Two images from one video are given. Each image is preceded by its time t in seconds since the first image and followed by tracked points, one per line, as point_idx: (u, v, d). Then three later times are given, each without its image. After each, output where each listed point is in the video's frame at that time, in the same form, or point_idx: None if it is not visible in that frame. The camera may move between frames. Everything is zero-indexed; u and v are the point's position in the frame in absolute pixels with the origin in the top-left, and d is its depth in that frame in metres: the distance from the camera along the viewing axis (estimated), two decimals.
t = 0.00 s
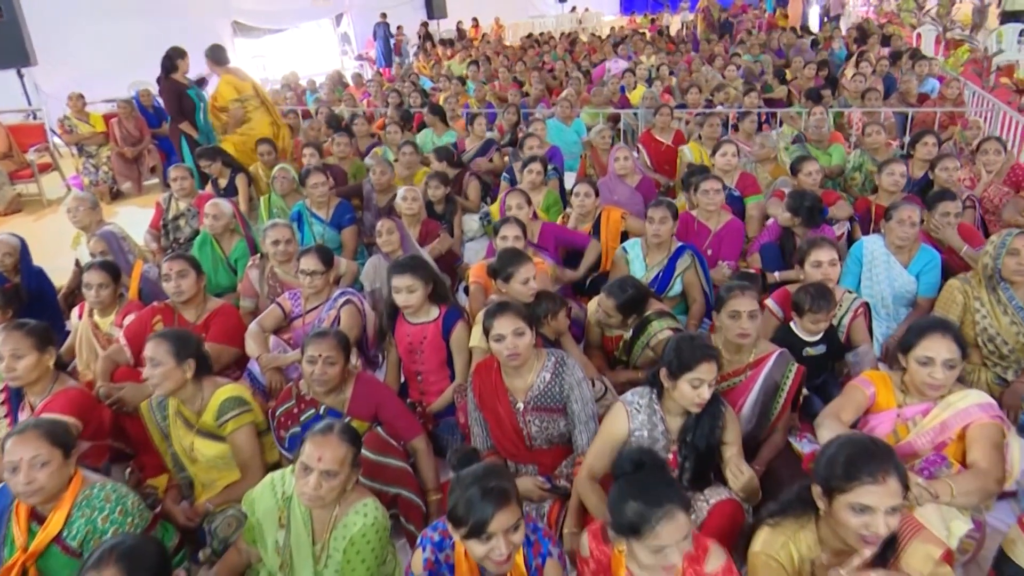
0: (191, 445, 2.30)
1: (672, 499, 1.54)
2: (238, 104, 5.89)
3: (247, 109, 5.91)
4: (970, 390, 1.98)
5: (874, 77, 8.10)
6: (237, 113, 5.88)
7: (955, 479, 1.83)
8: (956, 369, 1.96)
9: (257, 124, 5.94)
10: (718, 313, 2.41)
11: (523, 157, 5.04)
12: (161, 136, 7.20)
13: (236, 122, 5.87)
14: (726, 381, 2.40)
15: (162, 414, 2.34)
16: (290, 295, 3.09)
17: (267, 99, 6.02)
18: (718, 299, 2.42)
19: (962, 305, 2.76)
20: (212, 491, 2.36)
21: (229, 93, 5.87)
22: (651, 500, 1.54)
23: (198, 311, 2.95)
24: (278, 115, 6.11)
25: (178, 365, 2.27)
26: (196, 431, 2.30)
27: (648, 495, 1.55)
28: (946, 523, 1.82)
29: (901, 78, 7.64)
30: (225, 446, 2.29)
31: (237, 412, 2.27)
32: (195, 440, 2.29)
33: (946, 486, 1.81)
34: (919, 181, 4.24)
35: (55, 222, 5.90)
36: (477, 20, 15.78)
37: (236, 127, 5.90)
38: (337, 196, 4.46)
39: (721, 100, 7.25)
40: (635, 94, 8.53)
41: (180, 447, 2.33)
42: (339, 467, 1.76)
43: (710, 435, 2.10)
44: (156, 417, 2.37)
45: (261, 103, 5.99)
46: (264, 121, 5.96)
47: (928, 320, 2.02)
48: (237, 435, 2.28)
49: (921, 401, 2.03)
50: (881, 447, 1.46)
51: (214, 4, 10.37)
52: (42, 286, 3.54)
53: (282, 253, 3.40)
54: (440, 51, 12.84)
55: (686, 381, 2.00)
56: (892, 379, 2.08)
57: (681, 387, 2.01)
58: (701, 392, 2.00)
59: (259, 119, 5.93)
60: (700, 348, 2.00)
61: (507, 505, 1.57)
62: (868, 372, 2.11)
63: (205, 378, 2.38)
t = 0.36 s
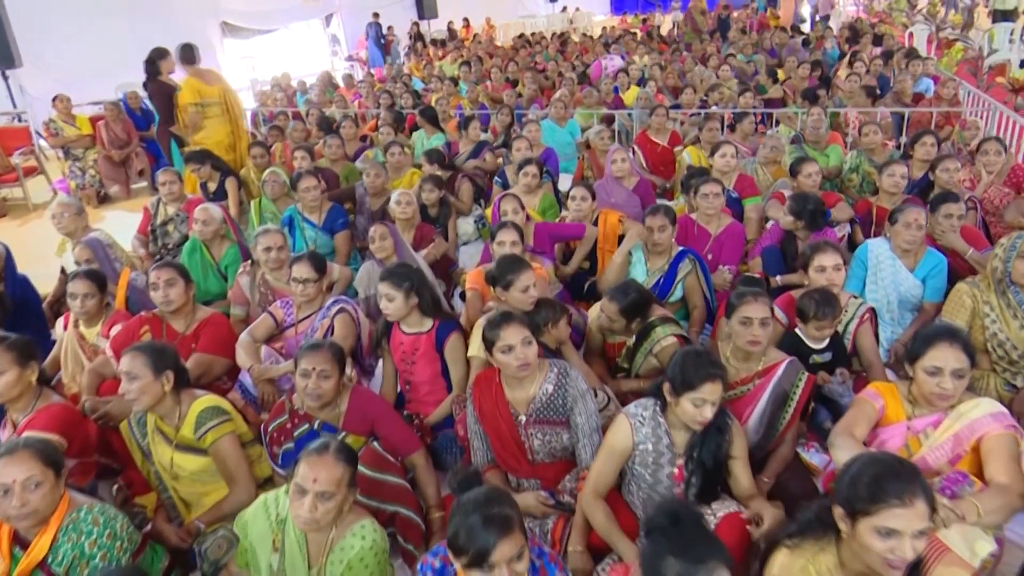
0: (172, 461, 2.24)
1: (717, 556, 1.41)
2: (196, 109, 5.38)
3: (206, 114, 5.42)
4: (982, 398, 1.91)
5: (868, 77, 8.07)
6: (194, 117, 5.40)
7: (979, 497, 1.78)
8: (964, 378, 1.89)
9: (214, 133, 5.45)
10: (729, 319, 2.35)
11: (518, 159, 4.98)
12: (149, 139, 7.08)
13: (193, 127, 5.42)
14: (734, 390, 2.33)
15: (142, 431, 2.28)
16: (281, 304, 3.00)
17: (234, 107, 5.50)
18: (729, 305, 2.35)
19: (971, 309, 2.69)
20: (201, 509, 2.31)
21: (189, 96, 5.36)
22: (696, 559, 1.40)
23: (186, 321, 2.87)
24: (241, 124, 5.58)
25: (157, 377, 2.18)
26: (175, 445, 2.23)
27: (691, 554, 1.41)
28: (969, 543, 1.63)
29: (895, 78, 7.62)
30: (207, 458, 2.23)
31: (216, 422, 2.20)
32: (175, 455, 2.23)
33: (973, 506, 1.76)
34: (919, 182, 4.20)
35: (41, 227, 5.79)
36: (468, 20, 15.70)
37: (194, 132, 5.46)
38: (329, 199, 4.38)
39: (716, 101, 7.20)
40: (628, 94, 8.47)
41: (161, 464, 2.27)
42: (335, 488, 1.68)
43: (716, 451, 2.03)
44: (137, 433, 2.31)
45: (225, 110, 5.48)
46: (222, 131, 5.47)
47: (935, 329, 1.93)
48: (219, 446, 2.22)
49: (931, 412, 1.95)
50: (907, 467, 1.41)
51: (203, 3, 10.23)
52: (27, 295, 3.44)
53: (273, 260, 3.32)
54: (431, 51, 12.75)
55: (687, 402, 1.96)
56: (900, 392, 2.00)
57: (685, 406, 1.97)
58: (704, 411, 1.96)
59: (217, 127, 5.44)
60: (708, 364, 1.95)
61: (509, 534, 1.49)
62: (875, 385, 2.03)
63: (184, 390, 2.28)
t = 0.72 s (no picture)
0: (164, 480, 2.14)
1: None
2: (151, 117, 5.29)
3: (161, 123, 5.33)
4: (1005, 406, 1.83)
5: (859, 71, 8.04)
6: (148, 126, 5.32)
7: (1005, 511, 1.71)
8: (984, 387, 1.83)
9: (169, 141, 5.36)
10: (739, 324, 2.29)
11: (512, 161, 4.91)
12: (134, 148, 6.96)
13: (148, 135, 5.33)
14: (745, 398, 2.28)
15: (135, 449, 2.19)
16: (275, 317, 2.92)
17: (193, 113, 5.39)
18: (739, 310, 2.30)
19: (981, 307, 2.64)
20: (195, 533, 2.21)
21: (143, 105, 5.26)
22: None
23: (177, 337, 2.78)
24: (203, 130, 5.47)
25: (151, 393, 2.11)
26: (166, 463, 2.13)
27: None
28: (993, 559, 1.66)
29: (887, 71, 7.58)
30: (202, 476, 2.13)
31: (210, 438, 2.13)
32: (166, 473, 2.13)
33: (997, 522, 1.69)
34: (918, 177, 4.15)
35: (26, 241, 5.68)
36: (455, 22, 15.60)
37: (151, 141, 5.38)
38: (321, 207, 4.29)
39: (708, 98, 7.15)
40: (619, 93, 8.41)
41: (152, 484, 2.17)
42: (337, 515, 1.61)
43: (730, 466, 1.97)
44: (130, 454, 2.22)
45: (185, 118, 5.38)
46: (178, 139, 5.37)
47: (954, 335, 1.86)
48: (213, 462, 2.14)
49: (951, 419, 1.89)
50: (938, 483, 1.34)
51: (188, 9, 10.10)
52: (12, 311, 3.34)
53: (266, 271, 3.24)
54: (419, 53, 12.67)
55: (702, 418, 1.89)
56: (919, 398, 1.94)
57: (699, 422, 1.91)
58: (719, 429, 1.90)
59: (173, 136, 5.35)
60: (723, 380, 1.88)
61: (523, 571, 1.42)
62: (892, 389, 1.98)
63: (179, 408, 2.20)
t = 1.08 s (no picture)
0: (158, 500, 2.05)
1: None
2: (130, 122, 5.21)
3: (140, 128, 5.26)
4: None
5: (853, 68, 8.00)
6: (127, 130, 5.24)
7: None
8: (1012, 406, 1.79)
9: (146, 147, 5.31)
10: (753, 331, 2.27)
11: (508, 163, 4.83)
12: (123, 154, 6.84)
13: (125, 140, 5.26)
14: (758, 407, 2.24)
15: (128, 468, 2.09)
16: (270, 328, 2.84)
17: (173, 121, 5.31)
18: (753, 317, 2.28)
19: (993, 308, 2.59)
20: (190, 553, 2.12)
21: (123, 109, 5.17)
22: None
23: (168, 350, 2.69)
24: (183, 138, 5.39)
25: (148, 408, 2.02)
26: (160, 482, 2.04)
27: None
28: None
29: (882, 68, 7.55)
30: (197, 495, 2.05)
31: (206, 457, 2.02)
32: (160, 493, 2.04)
33: None
34: (920, 174, 4.10)
35: (12, 250, 5.58)
36: (445, 22, 15.50)
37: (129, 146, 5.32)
38: (314, 213, 4.21)
39: (702, 98, 7.10)
40: (613, 93, 8.34)
41: (146, 503, 2.09)
42: (338, 544, 1.53)
43: (746, 482, 1.90)
44: (124, 471, 2.13)
45: (163, 124, 5.31)
46: (155, 145, 5.31)
47: (976, 350, 1.81)
48: (209, 481, 2.04)
49: (976, 429, 1.84)
50: (975, 505, 1.27)
51: (175, 12, 9.96)
52: None
53: (259, 280, 3.16)
54: (409, 55, 12.58)
55: (719, 432, 1.83)
56: (941, 405, 1.91)
57: (715, 436, 1.84)
58: (736, 444, 1.83)
59: (150, 142, 5.29)
60: (739, 394, 1.81)
61: None
62: (913, 396, 1.94)
63: (173, 424, 2.10)
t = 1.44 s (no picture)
0: (160, 515, 1.98)
1: None
2: (131, 120, 5.10)
3: (140, 127, 5.16)
4: None
5: (859, 69, 7.94)
6: (127, 129, 5.13)
7: None
8: None
9: (146, 147, 5.21)
10: (771, 342, 2.23)
11: (512, 166, 4.77)
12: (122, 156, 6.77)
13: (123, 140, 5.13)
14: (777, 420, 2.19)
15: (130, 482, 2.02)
16: (272, 336, 2.77)
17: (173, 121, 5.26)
18: (771, 327, 2.24)
19: (1015, 317, 2.53)
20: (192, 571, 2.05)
21: (124, 106, 5.05)
22: None
23: (168, 359, 2.62)
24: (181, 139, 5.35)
25: (152, 421, 1.94)
26: (163, 497, 1.97)
27: None
28: None
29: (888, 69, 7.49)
30: (200, 512, 1.97)
31: (210, 473, 1.95)
32: (163, 508, 1.97)
33: None
34: (931, 178, 4.04)
35: (10, 254, 5.52)
36: (446, 23, 15.42)
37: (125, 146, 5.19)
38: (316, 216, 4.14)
39: (707, 99, 7.05)
40: (616, 95, 8.29)
41: (148, 518, 2.02)
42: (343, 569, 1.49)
43: (768, 501, 1.85)
44: (125, 484, 2.06)
45: (164, 124, 5.24)
46: (155, 144, 5.23)
47: (1004, 369, 1.72)
48: (213, 498, 1.96)
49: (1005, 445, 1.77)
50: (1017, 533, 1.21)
51: (174, 12, 9.89)
52: None
53: (261, 286, 3.10)
54: (410, 56, 12.51)
55: (739, 445, 1.77)
56: (968, 418, 1.83)
57: (734, 450, 1.78)
58: (755, 459, 1.77)
59: (151, 141, 5.20)
60: (762, 407, 1.77)
61: None
62: (939, 409, 1.86)
63: (175, 437, 2.01)
